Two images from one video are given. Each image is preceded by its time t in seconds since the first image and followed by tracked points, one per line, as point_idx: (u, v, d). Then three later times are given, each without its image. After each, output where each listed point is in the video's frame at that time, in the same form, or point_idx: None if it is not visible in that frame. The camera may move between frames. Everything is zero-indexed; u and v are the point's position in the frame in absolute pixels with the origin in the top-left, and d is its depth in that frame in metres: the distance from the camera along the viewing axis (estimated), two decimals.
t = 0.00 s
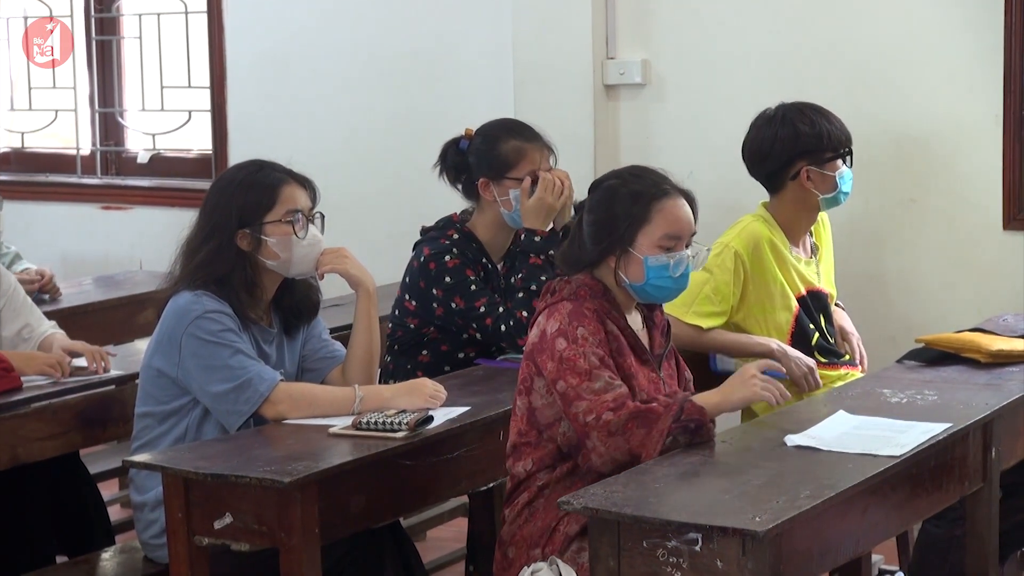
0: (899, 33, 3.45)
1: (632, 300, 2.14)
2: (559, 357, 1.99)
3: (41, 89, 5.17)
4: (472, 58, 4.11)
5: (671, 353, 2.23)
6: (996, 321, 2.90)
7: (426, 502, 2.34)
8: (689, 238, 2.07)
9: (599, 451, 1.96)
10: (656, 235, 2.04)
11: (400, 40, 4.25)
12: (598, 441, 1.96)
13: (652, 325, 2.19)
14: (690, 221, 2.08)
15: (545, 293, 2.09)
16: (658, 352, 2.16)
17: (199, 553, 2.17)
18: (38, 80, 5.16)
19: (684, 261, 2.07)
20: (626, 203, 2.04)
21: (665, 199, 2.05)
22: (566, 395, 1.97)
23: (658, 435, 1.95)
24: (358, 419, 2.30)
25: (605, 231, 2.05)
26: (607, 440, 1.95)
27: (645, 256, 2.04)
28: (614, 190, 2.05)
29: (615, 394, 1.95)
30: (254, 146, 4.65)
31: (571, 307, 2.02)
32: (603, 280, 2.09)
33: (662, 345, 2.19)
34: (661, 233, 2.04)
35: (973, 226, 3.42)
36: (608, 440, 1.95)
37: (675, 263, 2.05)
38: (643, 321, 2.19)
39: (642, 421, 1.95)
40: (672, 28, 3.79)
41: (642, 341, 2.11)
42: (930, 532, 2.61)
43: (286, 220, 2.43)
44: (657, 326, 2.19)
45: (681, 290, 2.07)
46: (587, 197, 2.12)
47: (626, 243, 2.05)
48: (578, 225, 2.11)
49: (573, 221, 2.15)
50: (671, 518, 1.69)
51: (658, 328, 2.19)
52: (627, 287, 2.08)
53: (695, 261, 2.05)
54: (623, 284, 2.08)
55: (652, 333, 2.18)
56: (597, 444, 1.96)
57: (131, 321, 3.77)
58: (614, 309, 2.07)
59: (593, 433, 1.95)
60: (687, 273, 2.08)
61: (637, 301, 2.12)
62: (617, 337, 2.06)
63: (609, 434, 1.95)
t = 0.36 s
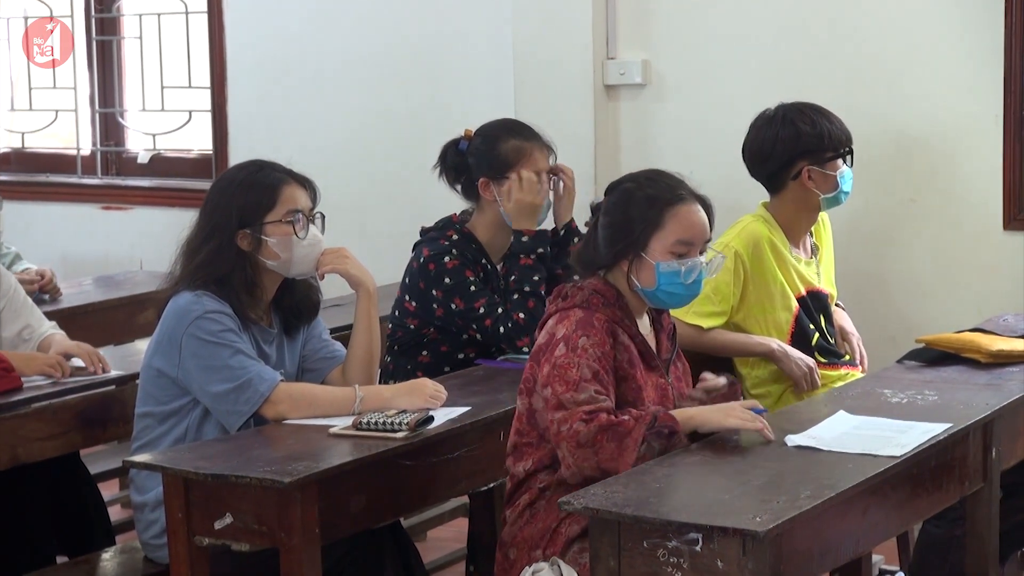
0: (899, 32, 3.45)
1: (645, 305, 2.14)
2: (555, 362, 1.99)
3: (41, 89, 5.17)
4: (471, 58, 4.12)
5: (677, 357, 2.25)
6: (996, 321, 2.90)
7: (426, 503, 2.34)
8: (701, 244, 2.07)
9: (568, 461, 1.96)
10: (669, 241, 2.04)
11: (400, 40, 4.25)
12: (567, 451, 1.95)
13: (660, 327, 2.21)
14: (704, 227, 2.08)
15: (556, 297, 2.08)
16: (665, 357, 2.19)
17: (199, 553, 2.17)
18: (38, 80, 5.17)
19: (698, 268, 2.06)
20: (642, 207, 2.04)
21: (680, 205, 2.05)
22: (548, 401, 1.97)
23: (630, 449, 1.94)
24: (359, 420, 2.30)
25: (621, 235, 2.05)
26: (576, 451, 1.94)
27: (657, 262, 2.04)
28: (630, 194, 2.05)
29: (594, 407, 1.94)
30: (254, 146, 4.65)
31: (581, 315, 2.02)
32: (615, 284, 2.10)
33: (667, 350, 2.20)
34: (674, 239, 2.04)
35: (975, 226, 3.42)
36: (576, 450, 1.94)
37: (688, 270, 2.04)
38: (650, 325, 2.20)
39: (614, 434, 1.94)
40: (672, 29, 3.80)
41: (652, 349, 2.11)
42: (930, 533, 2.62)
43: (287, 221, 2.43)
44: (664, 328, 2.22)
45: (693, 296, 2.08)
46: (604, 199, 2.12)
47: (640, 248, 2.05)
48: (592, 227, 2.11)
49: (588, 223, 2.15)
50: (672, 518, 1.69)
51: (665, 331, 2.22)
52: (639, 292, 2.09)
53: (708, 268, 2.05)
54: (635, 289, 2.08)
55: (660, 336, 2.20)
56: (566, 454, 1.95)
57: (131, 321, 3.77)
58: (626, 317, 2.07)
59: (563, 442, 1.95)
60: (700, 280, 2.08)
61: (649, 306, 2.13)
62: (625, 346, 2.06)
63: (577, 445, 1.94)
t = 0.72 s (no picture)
0: (900, 33, 3.45)
1: (647, 307, 2.14)
2: (561, 366, 1.98)
3: (41, 89, 5.17)
4: (471, 57, 4.12)
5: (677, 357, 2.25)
6: (997, 322, 2.90)
7: (427, 502, 2.34)
8: (707, 249, 2.06)
9: (586, 466, 1.96)
10: (674, 245, 2.04)
11: (400, 39, 4.25)
12: (585, 456, 1.95)
13: (663, 329, 2.22)
14: (712, 231, 2.07)
15: (556, 298, 2.08)
16: (667, 357, 2.19)
17: (200, 553, 2.17)
18: (39, 80, 5.17)
19: (704, 272, 2.07)
20: (649, 211, 2.04)
21: (687, 210, 2.04)
22: (560, 407, 1.96)
23: (642, 450, 1.94)
24: (359, 419, 2.30)
25: (628, 237, 2.05)
26: (594, 456, 1.94)
27: (662, 267, 2.04)
28: (637, 196, 2.05)
29: (608, 411, 1.95)
30: (254, 146, 4.65)
31: (584, 316, 2.02)
32: (619, 286, 2.10)
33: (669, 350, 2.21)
34: (679, 244, 2.04)
35: (976, 226, 3.42)
36: (595, 456, 1.94)
37: (693, 275, 2.05)
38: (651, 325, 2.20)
39: (629, 437, 1.95)
40: (673, 28, 3.79)
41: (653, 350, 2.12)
42: (930, 532, 2.62)
43: (287, 221, 2.43)
44: (667, 330, 2.22)
45: (698, 300, 2.08)
46: (611, 198, 2.12)
47: (645, 251, 2.05)
48: (598, 226, 2.11)
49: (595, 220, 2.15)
50: (672, 517, 1.69)
51: (669, 334, 2.22)
52: (643, 296, 2.09)
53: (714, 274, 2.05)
54: (638, 292, 2.08)
55: (663, 338, 2.21)
56: (584, 459, 1.95)
57: (131, 321, 3.77)
58: (627, 319, 2.07)
59: (580, 448, 1.95)
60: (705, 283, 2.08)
61: (651, 307, 2.13)
62: (627, 348, 2.06)
63: (596, 451, 1.94)
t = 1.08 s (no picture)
0: (900, 32, 3.45)
1: (644, 311, 2.14)
2: (535, 366, 1.99)
3: (42, 88, 5.17)
4: (471, 56, 4.12)
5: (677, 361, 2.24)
6: (997, 321, 2.90)
7: (427, 502, 2.34)
8: (714, 263, 2.05)
9: (534, 465, 1.95)
10: (682, 255, 2.03)
11: (400, 39, 4.25)
12: (533, 455, 1.94)
13: (660, 332, 2.22)
14: (720, 245, 2.06)
15: (553, 300, 2.08)
16: (663, 363, 2.19)
17: (200, 552, 2.17)
18: (39, 80, 5.17)
19: (707, 285, 2.06)
20: (659, 217, 2.02)
21: (698, 221, 2.03)
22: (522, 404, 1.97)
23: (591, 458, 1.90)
24: (359, 419, 2.29)
25: (635, 239, 2.04)
26: (540, 456, 1.93)
27: (666, 274, 2.04)
28: (649, 201, 2.04)
29: (562, 412, 1.93)
30: (254, 145, 4.65)
31: (573, 320, 2.02)
32: (619, 289, 2.10)
33: (666, 355, 2.21)
34: (688, 254, 2.03)
35: (976, 225, 3.42)
36: (540, 455, 1.93)
37: (696, 287, 2.04)
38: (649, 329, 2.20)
39: (576, 440, 1.91)
40: (672, 28, 3.80)
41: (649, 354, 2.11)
42: (930, 532, 2.62)
43: (284, 219, 2.43)
44: (665, 333, 2.22)
45: (697, 310, 2.07)
46: (623, 196, 2.11)
47: (652, 257, 2.04)
48: (607, 224, 2.10)
49: (603, 217, 2.14)
50: (673, 516, 1.69)
51: (666, 336, 2.22)
52: (644, 299, 2.08)
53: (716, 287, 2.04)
54: (640, 295, 2.08)
55: (660, 341, 2.21)
56: (532, 458, 1.94)
57: (131, 321, 3.76)
58: (621, 324, 2.06)
59: (529, 446, 1.94)
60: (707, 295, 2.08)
61: (647, 312, 2.13)
62: (617, 353, 2.05)
63: (542, 450, 1.92)
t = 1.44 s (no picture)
0: (900, 31, 3.45)
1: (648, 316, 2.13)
2: (534, 370, 2.00)
3: (41, 88, 5.17)
4: (472, 56, 4.12)
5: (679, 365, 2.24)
6: (997, 321, 2.90)
7: (427, 501, 2.34)
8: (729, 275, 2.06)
9: (522, 469, 1.96)
10: (699, 268, 2.04)
11: (400, 37, 4.25)
12: (520, 459, 1.95)
13: (661, 337, 2.20)
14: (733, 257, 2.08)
15: (557, 302, 2.08)
16: (664, 366, 2.19)
17: (201, 551, 2.17)
18: (38, 79, 5.16)
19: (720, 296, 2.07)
20: (678, 228, 2.02)
21: (717, 235, 2.03)
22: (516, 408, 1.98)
23: (575, 466, 1.90)
24: (360, 418, 2.29)
25: (650, 248, 2.03)
26: (527, 461, 1.94)
27: (684, 285, 2.04)
28: (667, 210, 2.03)
29: (551, 418, 1.93)
30: (254, 144, 4.65)
31: (576, 325, 2.02)
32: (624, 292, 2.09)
33: (667, 360, 2.20)
34: (706, 268, 2.04)
35: (976, 225, 3.42)
36: (527, 460, 1.94)
37: (711, 299, 2.05)
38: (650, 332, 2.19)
39: (561, 446, 1.91)
40: (672, 27, 3.80)
41: (650, 360, 2.10)
42: (930, 531, 2.62)
43: (270, 216, 2.41)
44: (666, 337, 2.21)
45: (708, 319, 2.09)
46: (637, 199, 2.10)
47: (670, 268, 2.04)
48: (619, 226, 2.08)
49: (614, 219, 2.13)
50: (674, 515, 1.69)
51: (667, 341, 2.21)
52: (655, 308, 2.08)
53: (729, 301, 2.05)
54: (653, 303, 2.08)
55: (661, 345, 2.20)
56: (520, 462, 1.95)
57: (132, 320, 3.76)
58: (625, 330, 2.06)
59: (517, 451, 1.95)
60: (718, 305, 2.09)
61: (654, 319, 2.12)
62: (619, 359, 2.05)
63: (528, 455, 1.93)
